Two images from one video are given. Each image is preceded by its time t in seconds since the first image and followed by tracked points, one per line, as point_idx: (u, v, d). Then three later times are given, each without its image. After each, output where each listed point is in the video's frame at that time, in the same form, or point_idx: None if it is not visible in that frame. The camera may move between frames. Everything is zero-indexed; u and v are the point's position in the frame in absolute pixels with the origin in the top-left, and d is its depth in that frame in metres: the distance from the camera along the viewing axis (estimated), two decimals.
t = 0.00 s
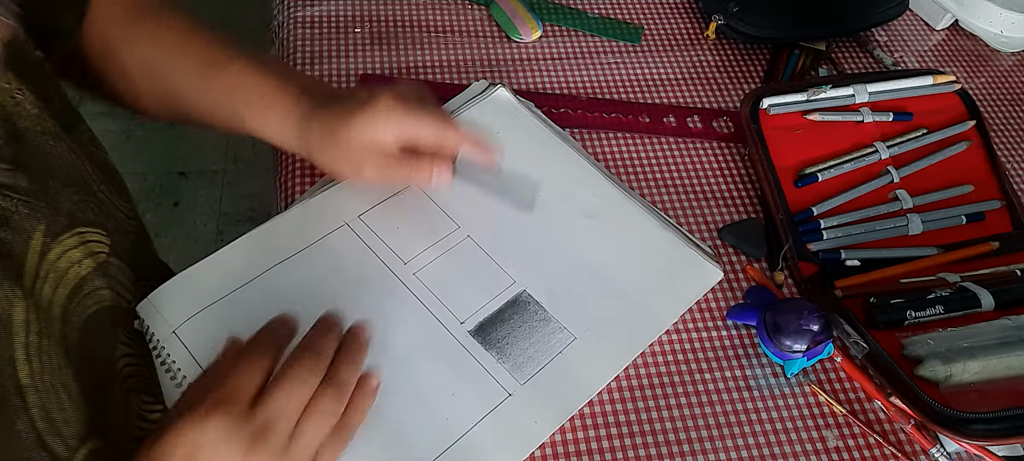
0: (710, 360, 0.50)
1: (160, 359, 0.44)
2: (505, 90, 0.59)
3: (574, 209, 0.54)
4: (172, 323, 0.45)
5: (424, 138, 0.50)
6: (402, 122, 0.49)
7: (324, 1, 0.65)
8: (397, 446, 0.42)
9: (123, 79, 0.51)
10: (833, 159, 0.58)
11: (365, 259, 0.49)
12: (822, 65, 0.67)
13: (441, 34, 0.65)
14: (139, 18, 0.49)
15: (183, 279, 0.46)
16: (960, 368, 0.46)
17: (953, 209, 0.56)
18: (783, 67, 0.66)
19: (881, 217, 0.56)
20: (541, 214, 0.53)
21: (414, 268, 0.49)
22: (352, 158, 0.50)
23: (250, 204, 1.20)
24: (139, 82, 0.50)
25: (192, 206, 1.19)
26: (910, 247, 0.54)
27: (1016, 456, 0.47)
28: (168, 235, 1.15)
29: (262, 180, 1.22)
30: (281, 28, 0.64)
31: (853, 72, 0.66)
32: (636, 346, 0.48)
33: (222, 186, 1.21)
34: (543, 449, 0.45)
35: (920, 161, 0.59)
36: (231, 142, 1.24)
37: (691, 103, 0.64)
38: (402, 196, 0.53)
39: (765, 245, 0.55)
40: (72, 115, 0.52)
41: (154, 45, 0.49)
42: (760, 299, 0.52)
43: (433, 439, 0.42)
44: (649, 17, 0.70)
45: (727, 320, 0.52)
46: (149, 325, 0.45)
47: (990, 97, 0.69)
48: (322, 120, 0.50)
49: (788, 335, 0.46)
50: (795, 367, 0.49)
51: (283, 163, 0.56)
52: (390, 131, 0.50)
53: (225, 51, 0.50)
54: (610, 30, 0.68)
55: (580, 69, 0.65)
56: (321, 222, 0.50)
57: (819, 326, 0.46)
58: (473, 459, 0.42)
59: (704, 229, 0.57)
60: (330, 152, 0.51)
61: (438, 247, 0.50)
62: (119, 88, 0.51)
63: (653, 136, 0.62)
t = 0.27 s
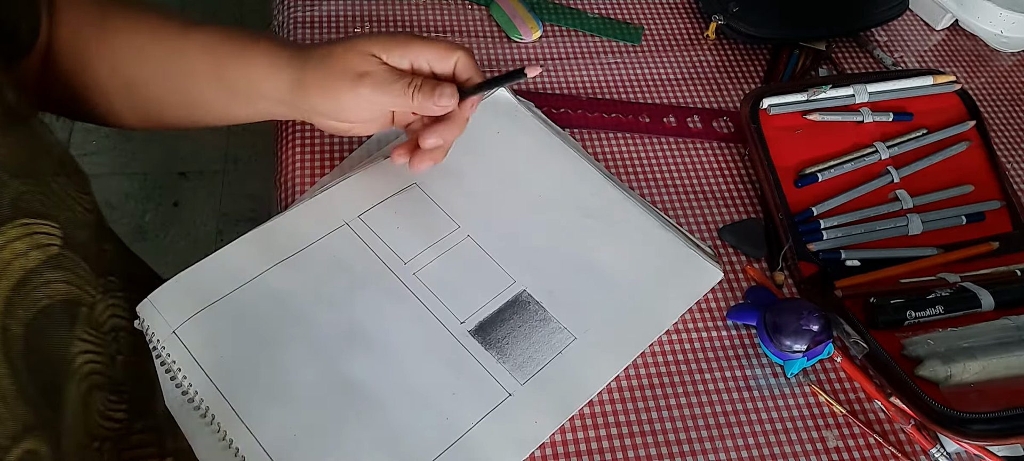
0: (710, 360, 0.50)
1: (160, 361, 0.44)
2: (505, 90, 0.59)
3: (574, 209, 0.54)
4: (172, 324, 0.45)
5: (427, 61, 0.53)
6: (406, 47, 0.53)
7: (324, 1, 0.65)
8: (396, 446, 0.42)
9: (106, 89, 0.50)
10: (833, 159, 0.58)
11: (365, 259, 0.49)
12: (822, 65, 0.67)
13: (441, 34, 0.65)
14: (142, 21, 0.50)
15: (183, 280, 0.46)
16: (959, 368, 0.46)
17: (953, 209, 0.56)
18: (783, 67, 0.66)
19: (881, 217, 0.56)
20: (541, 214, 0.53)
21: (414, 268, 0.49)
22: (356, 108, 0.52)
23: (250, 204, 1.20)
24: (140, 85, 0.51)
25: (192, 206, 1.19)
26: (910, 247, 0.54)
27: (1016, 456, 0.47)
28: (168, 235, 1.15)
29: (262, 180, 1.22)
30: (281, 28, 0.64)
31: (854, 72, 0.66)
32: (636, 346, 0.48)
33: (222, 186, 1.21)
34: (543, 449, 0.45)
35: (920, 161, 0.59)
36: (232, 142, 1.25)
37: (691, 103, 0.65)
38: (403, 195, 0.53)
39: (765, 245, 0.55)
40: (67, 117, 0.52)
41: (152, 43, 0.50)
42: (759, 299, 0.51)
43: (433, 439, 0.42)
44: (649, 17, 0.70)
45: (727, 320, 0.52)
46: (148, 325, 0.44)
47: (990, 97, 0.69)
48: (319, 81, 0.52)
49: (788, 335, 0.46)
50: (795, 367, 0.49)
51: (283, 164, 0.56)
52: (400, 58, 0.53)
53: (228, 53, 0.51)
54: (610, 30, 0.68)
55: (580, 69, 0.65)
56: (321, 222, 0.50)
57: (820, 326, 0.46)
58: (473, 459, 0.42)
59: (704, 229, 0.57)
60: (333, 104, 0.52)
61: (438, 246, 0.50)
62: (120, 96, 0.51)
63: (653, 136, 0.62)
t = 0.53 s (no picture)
0: (710, 360, 0.50)
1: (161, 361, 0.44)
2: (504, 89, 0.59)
3: (574, 209, 0.54)
4: (172, 324, 0.45)
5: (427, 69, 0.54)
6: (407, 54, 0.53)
7: (324, 1, 0.65)
8: (397, 445, 0.42)
9: (101, 103, 0.51)
10: (833, 159, 0.58)
11: (365, 259, 0.49)
12: (822, 65, 0.67)
13: (441, 34, 0.65)
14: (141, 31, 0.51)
15: (184, 279, 0.46)
16: (959, 368, 0.46)
17: (953, 209, 0.56)
18: (783, 68, 0.66)
19: (881, 217, 0.56)
20: (541, 214, 0.53)
21: (414, 268, 0.49)
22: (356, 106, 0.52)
23: (250, 205, 1.20)
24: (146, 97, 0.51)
25: (192, 205, 1.19)
26: (911, 247, 0.54)
27: (1017, 456, 0.47)
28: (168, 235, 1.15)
29: (262, 180, 1.22)
30: (281, 28, 0.64)
31: (853, 72, 0.66)
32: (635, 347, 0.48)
33: (222, 186, 1.21)
34: (543, 449, 0.45)
35: (919, 161, 0.58)
36: (231, 142, 1.24)
37: (691, 103, 0.64)
38: (403, 196, 0.53)
39: (766, 245, 0.55)
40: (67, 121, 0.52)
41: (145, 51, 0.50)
42: (759, 299, 0.51)
43: (434, 439, 0.42)
44: (649, 17, 0.70)
45: (727, 320, 0.52)
46: (148, 324, 0.45)
47: (990, 97, 0.69)
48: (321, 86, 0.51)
49: (788, 335, 0.46)
50: (795, 367, 0.49)
51: (283, 164, 0.56)
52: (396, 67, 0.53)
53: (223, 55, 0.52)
54: (610, 30, 0.68)
55: (580, 69, 0.65)
56: (321, 222, 0.50)
57: (820, 326, 0.46)
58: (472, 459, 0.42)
59: (704, 229, 0.57)
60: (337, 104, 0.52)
61: (438, 246, 0.50)
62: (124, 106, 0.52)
63: (653, 136, 0.62)
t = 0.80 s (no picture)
0: (710, 360, 0.50)
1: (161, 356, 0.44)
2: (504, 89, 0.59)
3: (576, 207, 0.54)
4: (173, 322, 0.45)
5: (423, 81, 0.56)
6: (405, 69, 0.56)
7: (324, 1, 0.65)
8: (403, 442, 0.42)
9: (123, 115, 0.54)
10: (833, 159, 0.58)
11: (366, 259, 0.49)
12: (822, 65, 0.67)
13: (442, 34, 0.65)
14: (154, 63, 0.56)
15: (185, 280, 0.46)
16: (959, 368, 0.46)
17: (953, 209, 0.56)
18: (783, 68, 0.66)
19: (881, 217, 0.56)
20: (542, 212, 0.53)
21: (417, 267, 0.49)
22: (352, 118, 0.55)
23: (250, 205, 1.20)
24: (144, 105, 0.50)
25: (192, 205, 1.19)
26: (911, 247, 0.54)
27: (1016, 456, 0.47)
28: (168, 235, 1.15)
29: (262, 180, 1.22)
30: (281, 28, 0.64)
31: (853, 72, 0.66)
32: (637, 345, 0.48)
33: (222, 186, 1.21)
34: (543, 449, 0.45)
35: (920, 161, 0.59)
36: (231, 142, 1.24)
37: (691, 103, 0.65)
38: (403, 196, 0.53)
39: (765, 245, 0.55)
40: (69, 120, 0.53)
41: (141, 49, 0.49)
42: (759, 299, 0.51)
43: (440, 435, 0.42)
44: (649, 17, 0.70)
45: (727, 320, 0.52)
46: (149, 324, 0.44)
47: (990, 97, 0.69)
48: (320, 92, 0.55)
49: (788, 335, 0.46)
50: (795, 367, 0.49)
51: (283, 164, 0.56)
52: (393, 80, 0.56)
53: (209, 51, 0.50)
54: (610, 30, 0.68)
55: (580, 69, 0.65)
56: (321, 222, 0.50)
57: (819, 326, 0.46)
58: (478, 455, 0.42)
59: (704, 229, 0.57)
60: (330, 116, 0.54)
61: (441, 245, 0.50)
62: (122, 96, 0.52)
63: (653, 136, 0.62)
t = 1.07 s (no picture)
0: (710, 360, 0.50)
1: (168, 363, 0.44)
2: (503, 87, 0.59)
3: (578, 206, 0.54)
4: (178, 326, 0.45)
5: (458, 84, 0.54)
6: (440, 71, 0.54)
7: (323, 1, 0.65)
8: (410, 439, 0.42)
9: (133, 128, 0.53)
10: (833, 159, 0.58)
11: (368, 258, 0.49)
12: (822, 65, 0.67)
13: (442, 34, 0.65)
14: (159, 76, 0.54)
15: (187, 282, 0.46)
16: (960, 368, 0.46)
17: (953, 209, 0.56)
18: (783, 68, 0.66)
19: (881, 216, 0.56)
20: (544, 211, 0.53)
21: (421, 266, 0.49)
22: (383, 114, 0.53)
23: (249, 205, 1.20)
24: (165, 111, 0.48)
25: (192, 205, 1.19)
26: (910, 247, 0.54)
27: (1016, 456, 0.47)
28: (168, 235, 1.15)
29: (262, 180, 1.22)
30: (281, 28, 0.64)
31: (853, 72, 0.66)
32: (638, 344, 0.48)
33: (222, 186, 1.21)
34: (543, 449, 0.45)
35: (920, 161, 0.59)
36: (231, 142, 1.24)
37: (692, 103, 0.65)
38: (405, 195, 0.53)
39: (765, 245, 0.55)
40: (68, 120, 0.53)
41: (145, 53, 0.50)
42: (759, 299, 0.52)
43: (448, 433, 0.42)
44: (649, 17, 0.70)
45: (727, 320, 0.52)
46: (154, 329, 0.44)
47: (990, 97, 0.69)
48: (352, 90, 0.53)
49: (788, 335, 0.46)
50: (795, 367, 0.49)
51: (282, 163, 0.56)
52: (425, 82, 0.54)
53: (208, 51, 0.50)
54: (610, 30, 0.68)
55: (580, 69, 0.65)
56: (321, 221, 0.50)
57: (819, 327, 0.46)
58: (486, 453, 0.42)
59: (704, 229, 0.57)
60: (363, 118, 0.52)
61: (444, 245, 0.50)
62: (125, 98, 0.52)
63: (653, 136, 0.62)
